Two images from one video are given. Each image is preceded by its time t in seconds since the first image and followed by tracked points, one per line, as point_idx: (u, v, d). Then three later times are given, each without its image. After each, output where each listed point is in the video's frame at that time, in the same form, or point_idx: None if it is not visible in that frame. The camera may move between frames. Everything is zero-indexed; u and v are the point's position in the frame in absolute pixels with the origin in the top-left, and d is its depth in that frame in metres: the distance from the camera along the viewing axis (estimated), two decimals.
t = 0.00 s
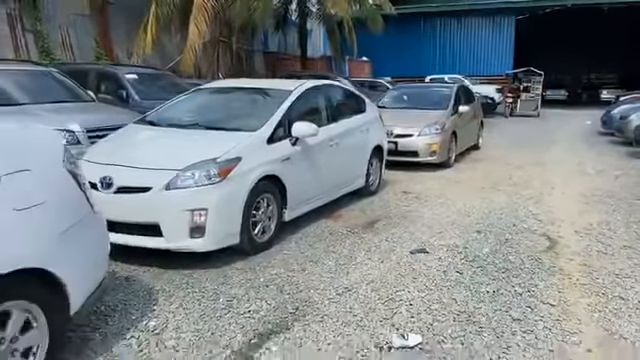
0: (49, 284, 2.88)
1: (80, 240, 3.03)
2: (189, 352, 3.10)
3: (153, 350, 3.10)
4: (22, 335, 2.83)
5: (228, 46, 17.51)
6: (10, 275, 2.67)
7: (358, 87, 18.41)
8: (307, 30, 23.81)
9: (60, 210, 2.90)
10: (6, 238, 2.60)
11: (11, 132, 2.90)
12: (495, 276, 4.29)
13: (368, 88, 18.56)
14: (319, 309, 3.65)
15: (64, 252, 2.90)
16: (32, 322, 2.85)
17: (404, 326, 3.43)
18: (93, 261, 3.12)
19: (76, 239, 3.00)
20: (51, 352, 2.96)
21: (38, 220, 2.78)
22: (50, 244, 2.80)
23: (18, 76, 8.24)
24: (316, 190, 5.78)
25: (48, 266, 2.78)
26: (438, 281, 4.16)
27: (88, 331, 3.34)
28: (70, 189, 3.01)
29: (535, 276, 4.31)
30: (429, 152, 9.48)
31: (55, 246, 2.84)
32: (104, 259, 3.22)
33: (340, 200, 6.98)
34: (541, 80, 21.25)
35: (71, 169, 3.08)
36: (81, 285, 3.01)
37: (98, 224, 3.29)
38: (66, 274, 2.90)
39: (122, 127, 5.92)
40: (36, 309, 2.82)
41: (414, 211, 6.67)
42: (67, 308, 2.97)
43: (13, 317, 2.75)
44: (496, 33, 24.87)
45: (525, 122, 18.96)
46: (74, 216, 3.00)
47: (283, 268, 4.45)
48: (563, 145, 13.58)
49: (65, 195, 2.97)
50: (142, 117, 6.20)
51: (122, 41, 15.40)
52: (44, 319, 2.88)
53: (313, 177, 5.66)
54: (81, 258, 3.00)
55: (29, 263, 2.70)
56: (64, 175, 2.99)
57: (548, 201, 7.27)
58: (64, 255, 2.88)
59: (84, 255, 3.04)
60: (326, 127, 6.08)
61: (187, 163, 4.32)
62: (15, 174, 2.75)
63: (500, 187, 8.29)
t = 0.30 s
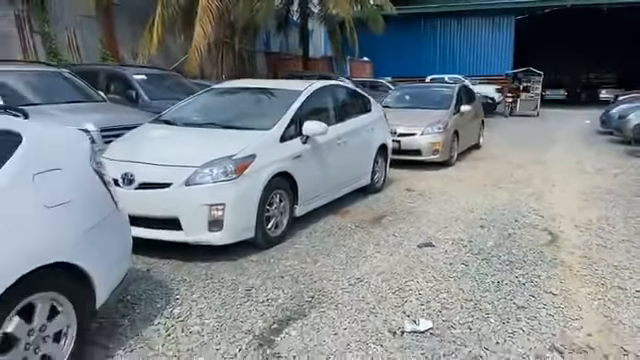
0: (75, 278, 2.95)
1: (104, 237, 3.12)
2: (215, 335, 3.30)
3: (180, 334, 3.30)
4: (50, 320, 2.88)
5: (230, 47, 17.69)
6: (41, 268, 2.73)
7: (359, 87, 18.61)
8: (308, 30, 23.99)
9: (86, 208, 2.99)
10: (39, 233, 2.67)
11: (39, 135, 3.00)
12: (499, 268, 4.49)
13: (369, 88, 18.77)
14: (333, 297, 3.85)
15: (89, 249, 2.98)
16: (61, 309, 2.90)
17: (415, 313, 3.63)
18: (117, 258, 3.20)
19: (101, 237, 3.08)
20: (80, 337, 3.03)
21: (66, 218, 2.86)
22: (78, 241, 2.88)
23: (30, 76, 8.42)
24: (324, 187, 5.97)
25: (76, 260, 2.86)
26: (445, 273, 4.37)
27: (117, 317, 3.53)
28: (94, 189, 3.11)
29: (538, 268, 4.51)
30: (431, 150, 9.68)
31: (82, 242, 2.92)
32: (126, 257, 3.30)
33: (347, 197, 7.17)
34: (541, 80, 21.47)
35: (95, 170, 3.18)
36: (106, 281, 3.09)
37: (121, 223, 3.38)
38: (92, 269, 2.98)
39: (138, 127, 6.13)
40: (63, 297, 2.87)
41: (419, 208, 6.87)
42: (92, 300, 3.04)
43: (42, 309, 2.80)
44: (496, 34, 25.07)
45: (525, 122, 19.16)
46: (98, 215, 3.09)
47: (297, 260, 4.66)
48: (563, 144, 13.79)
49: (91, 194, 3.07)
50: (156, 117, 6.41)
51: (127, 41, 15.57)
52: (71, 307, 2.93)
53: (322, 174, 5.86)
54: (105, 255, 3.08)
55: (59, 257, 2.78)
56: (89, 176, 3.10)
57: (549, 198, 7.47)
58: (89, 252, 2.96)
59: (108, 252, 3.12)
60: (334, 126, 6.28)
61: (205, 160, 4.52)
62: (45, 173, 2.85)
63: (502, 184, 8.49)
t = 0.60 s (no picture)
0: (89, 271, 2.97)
1: (119, 232, 3.14)
2: (235, 319, 3.51)
3: (202, 320, 3.49)
4: (64, 310, 2.89)
5: (233, 47, 17.90)
6: (57, 263, 2.75)
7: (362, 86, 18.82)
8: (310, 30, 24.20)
9: (101, 205, 3.00)
10: (57, 229, 2.69)
11: (55, 131, 2.99)
12: (502, 259, 4.70)
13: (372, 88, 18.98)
14: (344, 286, 4.06)
15: (104, 244, 3.00)
16: (71, 299, 2.89)
17: (422, 300, 3.84)
18: (130, 253, 3.22)
19: (116, 232, 3.11)
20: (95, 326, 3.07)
21: (82, 215, 2.87)
22: (94, 237, 2.91)
23: (42, 77, 8.64)
24: (331, 183, 6.17)
25: (91, 255, 2.89)
26: (450, 264, 4.58)
27: (140, 304, 3.73)
28: (109, 185, 3.10)
29: (539, 259, 4.72)
30: (434, 148, 9.88)
31: (97, 238, 2.94)
32: (139, 252, 3.32)
33: (353, 194, 7.38)
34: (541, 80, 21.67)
35: (111, 165, 3.18)
36: (120, 275, 3.12)
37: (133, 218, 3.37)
38: (107, 263, 3.02)
39: (151, 125, 6.35)
40: (77, 289, 2.89)
41: (423, 203, 7.08)
42: (107, 293, 3.08)
43: (55, 304, 2.80)
44: (496, 33, 25.28)
45: (525, 121, 19.36)
46: (113, 211, 3.10)
47: (308, 252, 4.87)
48: (562, 142, 14.00)
49: (107, 190, 3.07)
50: (169, 117, 6.63)
51: (132, 42, 15.76)
52: (85, 299, 2.96)
53: (329, 171, 6.06)
54: (119, 250, 3.11)
55: (75, 252, 2.81)
56: (105, 172, 3.10)
57: (549, 194, 7.68)
58: (103, 247, 2.99)
59: (122, 247, 3.15)
60: (341, 124, 6.48)
61: (220, 157, 4.72)
62: (62, 169, 2.84)
63: (503, 181, 8.69)
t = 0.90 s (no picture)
0: (111, 260, 2.90)
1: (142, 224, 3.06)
2: (255, 305, 3.73)
3: (225, 306, 3.70)
4: (87, 297, 2.83)
5: (238, 49, 18.11)
6: (82, 254, 2.67)
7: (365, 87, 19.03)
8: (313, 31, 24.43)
9: (124, 195, 2.91)
10: (82, 219, 2.61)
11: (78, 124, 2.89)
12: (506, 252, 4.91)
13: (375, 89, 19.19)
14: (357, 277, 4.26)
15: (127, 233, 2.92)
16: (92, 288, 2.82)
17: (431, 290, 4.05)
18: (152, 243, 3.15)
19: (139, 224, 3.03)
20: (120, 314, 3.02)
21: (106, 205, 2.78)
22: (119, 228, 2.83)
23: (57, 77, 8.88)
24: (340, 181, 6.37)
25: (116, 245, 2.82)
26: (457, 256, 4.78)
27: (164, 292, 3.94)
28: (131, 178, 3.01)
29: (542, 252, 4.92)
30: (438, 148, 10.08)
31: (121, 229, 2.86)
32: (160, 242, 3.24)
33: (360, 192, 7.58)
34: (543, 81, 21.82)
35: (131, 157, 3.10)
36: (142, 264, 3.05)
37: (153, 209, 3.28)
38: (130, 252, 2.94)
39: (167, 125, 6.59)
40: (98, 278, 2.82)
41: (429, 201, 7.28)
42: (129, 282, 3.02)
43: (77, 296, 2.73)
44: (499, 34, 25.46)
45: (527, 121, 19.53)
46: (136, 202, 3.01)
47: (320, 246, 5.08)
48: (564, 143, 14.19)
49: (129, 181, 2.99)
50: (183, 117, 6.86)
51: (140, 43, 15.97)
52: (108, 287, 2.90)
53: (339, 169, 6.27)
54: (142, 240, 3.04)
55: (100, 242, 2.73)
56: (127, 165, 3.01)
57: (552, 192, 7.86)
58: (127, 237, 2.91)
59: (145, 237, 3.08)
60: (349, 124, 6.69)
61: (236, 155, 4.92)
62: (86, 161, 2.76)
63: (507, 180, 8.88)
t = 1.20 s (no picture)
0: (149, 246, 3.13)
1: (176, 215, 3.29)
2: (275, 292, 3.95)
3: (246, 293, 3.92)
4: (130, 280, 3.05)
5: (243, 48, 18.32)
6: (126, 241, 2.90)
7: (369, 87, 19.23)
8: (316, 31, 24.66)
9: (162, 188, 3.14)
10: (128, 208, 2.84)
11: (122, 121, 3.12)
12: (511, 245, 5.13)
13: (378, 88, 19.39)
14: (369, 267, 4.49)
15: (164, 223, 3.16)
16: (134, 271, 3.04)
17: (440, 278, 4.27)
18: (184, 233, 3.38)
19: (174, 214, 3.26)
20: (156, 298, 3.25)
21: (147, 197, 3.02)
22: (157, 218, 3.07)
23: (71, 77, 9.11)
24: (349, 177, 6.59)
25: (155, 233, 3.05)
26: (464, 248, 5.01)
27: (188, 280, 4.17)
28: (167, 172, 3.24)
29: (545, 245, 5.14)
30: (442, 146, 10.29)
31: (159, 220, 3.10)
32: (191, 232, 3.48)
33: (367, 188, 7.80)
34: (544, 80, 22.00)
35: (167, 153, 3.32)
36: (176, 252, 3.29)
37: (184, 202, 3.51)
38: (167, 239, 3.18)
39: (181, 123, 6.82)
40: (140, 263, 3.04)
41: (434, 197, 7.50)
42: (165, 267, 3.25)
43: (123, 277, 2.95)
44: (500, 35, 25.67)
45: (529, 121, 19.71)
46: (172, 194, 3.24)
47: (332, 238, 5.31)
48: (565, 142, 14.39)
49: (166, 176, 3.22)
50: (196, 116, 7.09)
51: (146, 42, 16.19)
52: (148, 271, 3.13)
53: (348, 165, 6.48)
54: (176, 229, 3.28)
55: (142, 229, 2.96)
56: (163, 159, 3.24)
57: (554, 189, 8.06)
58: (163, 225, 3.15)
59: (178, 227, 3.31)
60: (357, 122, 6.91)
61: (252, 151, 5.14)
62: (130, 157, 2.99)
63: (510, 178, 9.09)
